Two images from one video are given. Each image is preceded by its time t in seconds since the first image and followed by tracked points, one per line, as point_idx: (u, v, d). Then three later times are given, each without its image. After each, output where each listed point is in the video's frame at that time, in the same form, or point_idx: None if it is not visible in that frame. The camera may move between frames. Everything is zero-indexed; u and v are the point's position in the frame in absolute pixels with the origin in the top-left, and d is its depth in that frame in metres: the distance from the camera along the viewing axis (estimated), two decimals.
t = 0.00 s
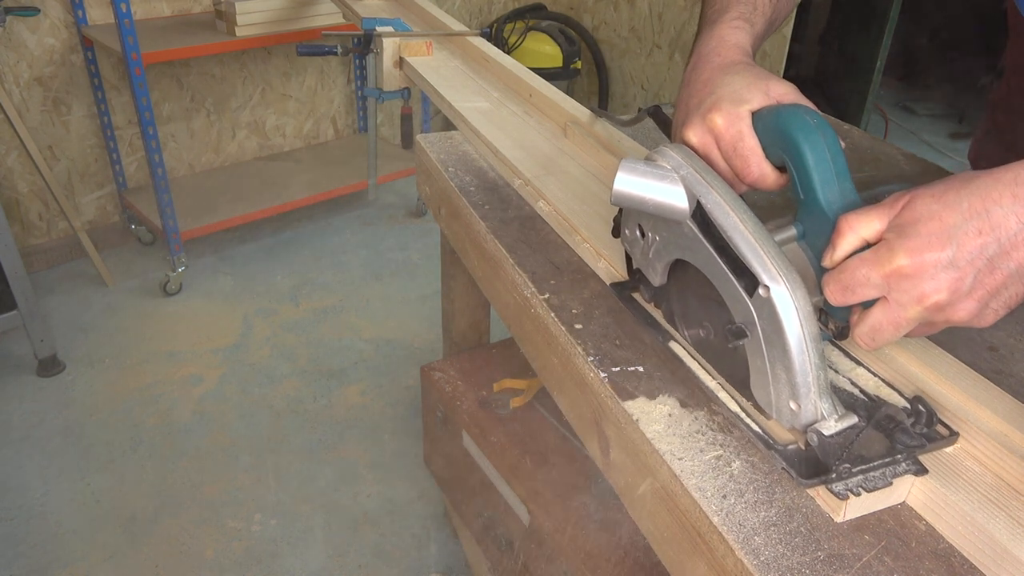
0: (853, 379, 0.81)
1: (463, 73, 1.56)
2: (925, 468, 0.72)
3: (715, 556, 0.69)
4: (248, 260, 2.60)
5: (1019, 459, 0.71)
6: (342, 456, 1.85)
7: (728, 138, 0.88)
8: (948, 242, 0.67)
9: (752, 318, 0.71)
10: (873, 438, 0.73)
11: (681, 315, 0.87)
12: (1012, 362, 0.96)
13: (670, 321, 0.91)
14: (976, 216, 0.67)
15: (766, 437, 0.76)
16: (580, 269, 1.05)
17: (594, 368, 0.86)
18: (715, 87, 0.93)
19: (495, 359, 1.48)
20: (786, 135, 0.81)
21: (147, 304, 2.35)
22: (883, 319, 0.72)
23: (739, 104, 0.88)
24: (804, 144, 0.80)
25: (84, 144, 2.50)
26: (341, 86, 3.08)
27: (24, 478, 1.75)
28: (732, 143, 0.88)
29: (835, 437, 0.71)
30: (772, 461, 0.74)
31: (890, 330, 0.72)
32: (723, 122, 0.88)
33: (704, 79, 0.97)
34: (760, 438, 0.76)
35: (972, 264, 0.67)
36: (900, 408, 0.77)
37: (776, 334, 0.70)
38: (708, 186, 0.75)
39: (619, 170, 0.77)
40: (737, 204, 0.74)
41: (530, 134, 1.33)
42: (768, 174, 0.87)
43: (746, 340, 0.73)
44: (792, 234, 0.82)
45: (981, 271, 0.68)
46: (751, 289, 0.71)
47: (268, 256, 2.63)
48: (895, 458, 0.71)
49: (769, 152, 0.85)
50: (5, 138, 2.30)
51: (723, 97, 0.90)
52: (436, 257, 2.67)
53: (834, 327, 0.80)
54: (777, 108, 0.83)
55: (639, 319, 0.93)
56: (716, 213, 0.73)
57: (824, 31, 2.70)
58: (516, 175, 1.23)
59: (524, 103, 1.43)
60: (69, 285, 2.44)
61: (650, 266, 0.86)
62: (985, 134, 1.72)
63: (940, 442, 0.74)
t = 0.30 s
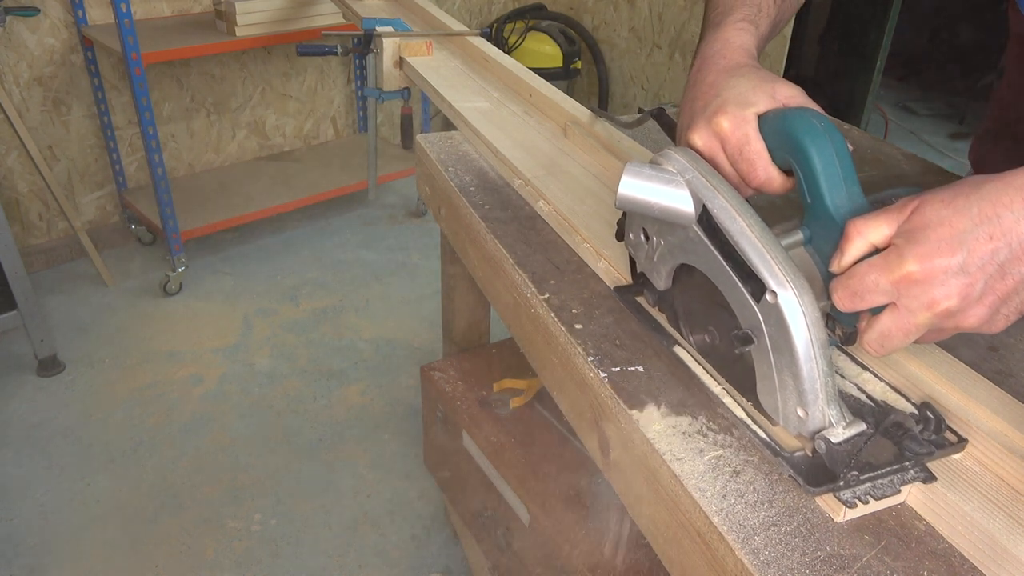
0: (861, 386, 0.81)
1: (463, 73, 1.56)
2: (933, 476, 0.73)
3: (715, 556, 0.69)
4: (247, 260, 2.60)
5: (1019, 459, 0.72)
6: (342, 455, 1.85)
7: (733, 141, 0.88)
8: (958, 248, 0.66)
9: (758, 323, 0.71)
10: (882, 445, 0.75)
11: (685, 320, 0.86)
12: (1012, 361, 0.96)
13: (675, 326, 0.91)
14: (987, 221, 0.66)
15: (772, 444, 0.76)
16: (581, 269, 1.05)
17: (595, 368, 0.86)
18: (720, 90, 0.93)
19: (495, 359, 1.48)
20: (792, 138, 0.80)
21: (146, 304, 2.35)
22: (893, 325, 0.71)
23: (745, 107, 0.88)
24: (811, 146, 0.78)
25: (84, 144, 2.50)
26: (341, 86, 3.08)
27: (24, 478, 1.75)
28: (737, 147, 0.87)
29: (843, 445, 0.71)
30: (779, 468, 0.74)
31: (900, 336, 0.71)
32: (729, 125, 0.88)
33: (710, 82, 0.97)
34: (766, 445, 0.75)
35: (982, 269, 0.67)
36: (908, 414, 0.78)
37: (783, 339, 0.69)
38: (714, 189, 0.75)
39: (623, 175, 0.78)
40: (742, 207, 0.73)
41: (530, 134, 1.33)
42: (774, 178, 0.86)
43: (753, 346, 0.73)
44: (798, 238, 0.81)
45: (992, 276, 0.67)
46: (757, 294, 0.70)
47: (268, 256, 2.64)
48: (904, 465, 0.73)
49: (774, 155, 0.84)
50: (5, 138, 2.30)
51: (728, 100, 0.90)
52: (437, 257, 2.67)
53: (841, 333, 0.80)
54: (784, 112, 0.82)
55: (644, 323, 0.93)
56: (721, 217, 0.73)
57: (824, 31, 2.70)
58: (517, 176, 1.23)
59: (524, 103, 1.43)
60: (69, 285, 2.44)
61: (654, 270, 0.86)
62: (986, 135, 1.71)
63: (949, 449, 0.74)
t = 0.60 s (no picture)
0: (867, 390, 0.81)
1: (463, 73, 1.56)
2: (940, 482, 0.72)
3: (716, 557, 0.69)
4: (247, 260, 2.60)
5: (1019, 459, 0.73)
6: (342, 455, 1.85)
7: (739, 143, 0.88)
8: (960, 246, 0.66)
9: (764, 328, 0.71)
10: (889, 451, 0.74)
11: (690, 324, 0.85)
12: (1013, 362, 0.96)
13: (678, 330, 0.90)
14: (990, 218, 0.66)
15: (779, 450, 0.75)
16: (580, 269, 1.05)
17: (594, 368, 0.86)
18: (725, 91, 0.93)
19: (495, 358, 1.48)
20: (799, 140, 0.80)
21: (146, 304, 2.35)
22: (899, 328, 0.71)
23: (750, 109, 0.87)
24: (817, 149, 0.78)
25: (84, 144, 2.50)
26: (341, 86, 3.08)
27: (24, 478, 1.75)
28: (743, 149, 0.87)
29: (851, 451, 0.70)
30: (784, 474, 0.74)
31: (907, 340, 0.71)
32: (734, 128, 0.88)
33: (715, 84, 0.96)
34: (771, 450, 0.75)
35: (987, 267, 0.66)
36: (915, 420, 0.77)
37: (789, 344, 0.69)
38: (718, 191, 0.74)
39: (627, 177, 0.77)
40: (748, 210, 0.73)
41: (530, 134, 1.33)
42: (780, 180, 0.86)
43: (759, 350, 0.73)
44: (804, 241, 0.81)
45: (997, 273, 0.66)
46: (763, 299, 0.71)
47: (268, 256, 2.63)
48: (910, 470, 0.72)
49: (780, 158, 0.84)
50: (5, 138, 2.30)
51: (734, 102, 0.90)
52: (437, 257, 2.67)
53: (847, 337, 0.81)
54: (790, 113, 0.82)
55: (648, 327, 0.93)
56: (727, 220, 0.73)
57: (824, 31, 2.70)
58: (517, 175, 1.23)
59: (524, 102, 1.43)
60: (69, 285, 2.44)
61: (659, 273, 0.86)
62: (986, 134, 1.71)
63: (956, 454, 0.74)
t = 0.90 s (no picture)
0: (871, 395, 0.81)
1: (463, 73, 1.56)
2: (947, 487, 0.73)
3: (716, 557, 0.69)
4: (247, 260, 2.60)
5: (1019, 459, 0.74)
6: (342, 455, 1.85)
7: (744, 147, 0.87)
8: (968, 251, 0.65)
9: (770, 333, 0.71)
10: (896, 457, 0.74)
11: (695, 328, 0.86)
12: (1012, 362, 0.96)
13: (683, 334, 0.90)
14: (999, 222, 0.65)
15: (784, 455, 0.75)
16: (581, 269, 1.05)
17: (595, 368, 0.86)
18: (730, 94, 0.93)
19: (495, 358, 1.48)
20: (805, 143, 0.79)
21: (146, 304, 2.35)
22: (907, 333, 0.70)
23: (755, 111, 0.87)
24: (824, 153, 0.78)
25: (84, 144, 2.49)
26: (341, 86, 3.07)
27: (25, 478, 1.75)
28: (748, 152, 0.87)
29: (857, 456, 0.71)
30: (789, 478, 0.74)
31: (916, 346, 0.71)
32: (739, 130, 0.87)
33: (720, 87, 0.96)
34: (777, 455, 0.75)
35: (996, 271, 0.65)
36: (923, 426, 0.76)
37: (795, 348, 0.69)
38: (723, 195, 0.74)
39: (632, 180, 0.77)
40: (753, 214, 0.73)
41: (530, 134, 1.33)
42: (785, 183, 0.85)
43: (764, 355, 0.73)
44: (811, 245, 0.81)
45: (1007, 277, 0.66)
46: (769, 304, 0.70)
47: (267, 256, 2.63)
48: (918, 476, 0.72)
49: (786, 161, 0.83)
50: (5, 138, 2.30)
51: (738, 105, 0.90)
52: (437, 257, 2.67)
53: (853, 341, 0.82)
54: (796, 117, 0.82)
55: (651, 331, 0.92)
56: (731, 224, 0.73)
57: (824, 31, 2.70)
58: (517, 176, 1.23)
59: (524, 103, 1.43)
60: (69, 285, 2.44)
61: (662, 277, 0.86)
62: (988, 135, 1.71)
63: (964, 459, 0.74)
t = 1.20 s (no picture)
0: (876, 399, 0.81)
1: (463, 73, 1.56)
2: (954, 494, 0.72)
3: (716, 557, 0.69)
4: (247, 260, 2.60)
5: (1018, 458, 0.75)
6: (342, 455, 1.85)
7: (749, 150, 0.87)
8: (977, 254, 0.65)
9: (776, 338, 0.71)
10: (903, 464, 0.73)
11: (699, 332, 0.85)
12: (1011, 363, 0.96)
13: (687, 338, 0.89)
14: (1007, 225, 0.65)
15: (789, 461, 0.75)
16: (581, 269, 1.05)
17: (595, 368, 0.86)
18: (734, 96, 0.93)
19: (495, 358, 1.48)
20: (810, 147, 0.80)
21: (146, 304, 2.35)
22: (915, 338, 0.70)
23: (760, 114, 0.87)
24: (830, 156, 0.78)
25: (84, 144, 2.49)
26: (341, 86, 3.08)
27: (25, 478, 1.75)
28: (753, 155, 0.87)
29: (865, 463, 0.70)
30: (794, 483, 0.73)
31: (924, 351, 0.70)
32: (744, 133, 0.87)
33: (725, 89, 0.96)
34: (782, 461, 0.74)
35: (1005, 275, 0.65)
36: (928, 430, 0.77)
37: (801, 353, 0.69)
38: (727, 198, 0.74)
39: (636, 183, 0.77)
40: (757, 217, 0.73)
41: (530, 134, 1.33)
42: (790, 187, 0.85)
43: (770, 360, 0.73)
44: (816, 249, 0.81)
45: (1015, 281, 0.66)
46: (775, 308, 0.70)
47: (267, 256, 2.63)
48: (924, 482, 0.72)
49: (791, 164, 0.83)
50: (5, 138, 2.30)
51: (743, 107, 0.90)
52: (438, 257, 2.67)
53: (859, 346, 0.83)
54: (801, 119, 0.81)
55: (653, 333, 0.92)
56: (737, 228, 0.72)
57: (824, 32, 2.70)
58: (517, 176, 1.23)
59: (524, 103, 1.43)
60: (69, 285, 2.44)
61: (666, 281, 0.86)
62: (988, 135, 1.70)
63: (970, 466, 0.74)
